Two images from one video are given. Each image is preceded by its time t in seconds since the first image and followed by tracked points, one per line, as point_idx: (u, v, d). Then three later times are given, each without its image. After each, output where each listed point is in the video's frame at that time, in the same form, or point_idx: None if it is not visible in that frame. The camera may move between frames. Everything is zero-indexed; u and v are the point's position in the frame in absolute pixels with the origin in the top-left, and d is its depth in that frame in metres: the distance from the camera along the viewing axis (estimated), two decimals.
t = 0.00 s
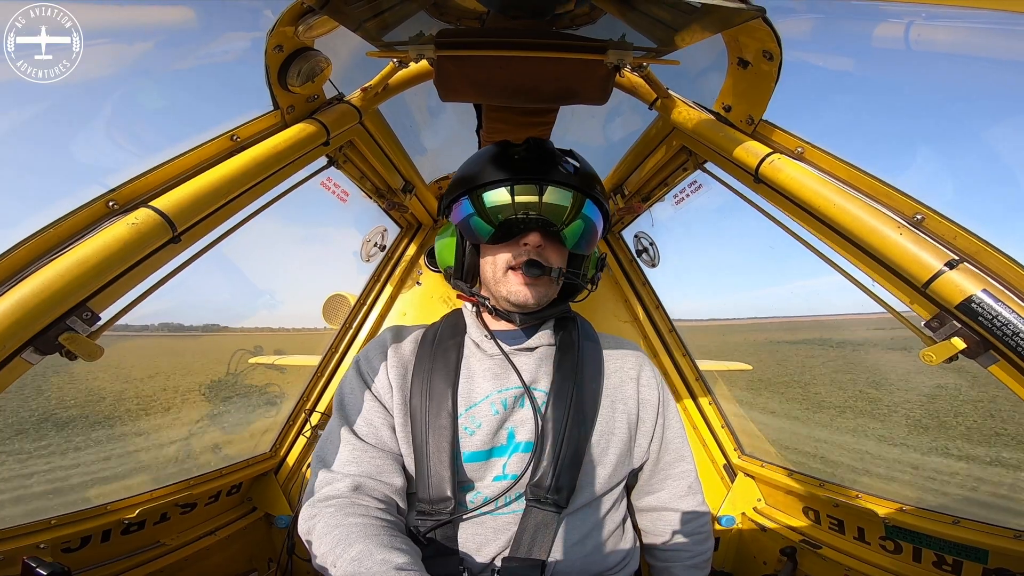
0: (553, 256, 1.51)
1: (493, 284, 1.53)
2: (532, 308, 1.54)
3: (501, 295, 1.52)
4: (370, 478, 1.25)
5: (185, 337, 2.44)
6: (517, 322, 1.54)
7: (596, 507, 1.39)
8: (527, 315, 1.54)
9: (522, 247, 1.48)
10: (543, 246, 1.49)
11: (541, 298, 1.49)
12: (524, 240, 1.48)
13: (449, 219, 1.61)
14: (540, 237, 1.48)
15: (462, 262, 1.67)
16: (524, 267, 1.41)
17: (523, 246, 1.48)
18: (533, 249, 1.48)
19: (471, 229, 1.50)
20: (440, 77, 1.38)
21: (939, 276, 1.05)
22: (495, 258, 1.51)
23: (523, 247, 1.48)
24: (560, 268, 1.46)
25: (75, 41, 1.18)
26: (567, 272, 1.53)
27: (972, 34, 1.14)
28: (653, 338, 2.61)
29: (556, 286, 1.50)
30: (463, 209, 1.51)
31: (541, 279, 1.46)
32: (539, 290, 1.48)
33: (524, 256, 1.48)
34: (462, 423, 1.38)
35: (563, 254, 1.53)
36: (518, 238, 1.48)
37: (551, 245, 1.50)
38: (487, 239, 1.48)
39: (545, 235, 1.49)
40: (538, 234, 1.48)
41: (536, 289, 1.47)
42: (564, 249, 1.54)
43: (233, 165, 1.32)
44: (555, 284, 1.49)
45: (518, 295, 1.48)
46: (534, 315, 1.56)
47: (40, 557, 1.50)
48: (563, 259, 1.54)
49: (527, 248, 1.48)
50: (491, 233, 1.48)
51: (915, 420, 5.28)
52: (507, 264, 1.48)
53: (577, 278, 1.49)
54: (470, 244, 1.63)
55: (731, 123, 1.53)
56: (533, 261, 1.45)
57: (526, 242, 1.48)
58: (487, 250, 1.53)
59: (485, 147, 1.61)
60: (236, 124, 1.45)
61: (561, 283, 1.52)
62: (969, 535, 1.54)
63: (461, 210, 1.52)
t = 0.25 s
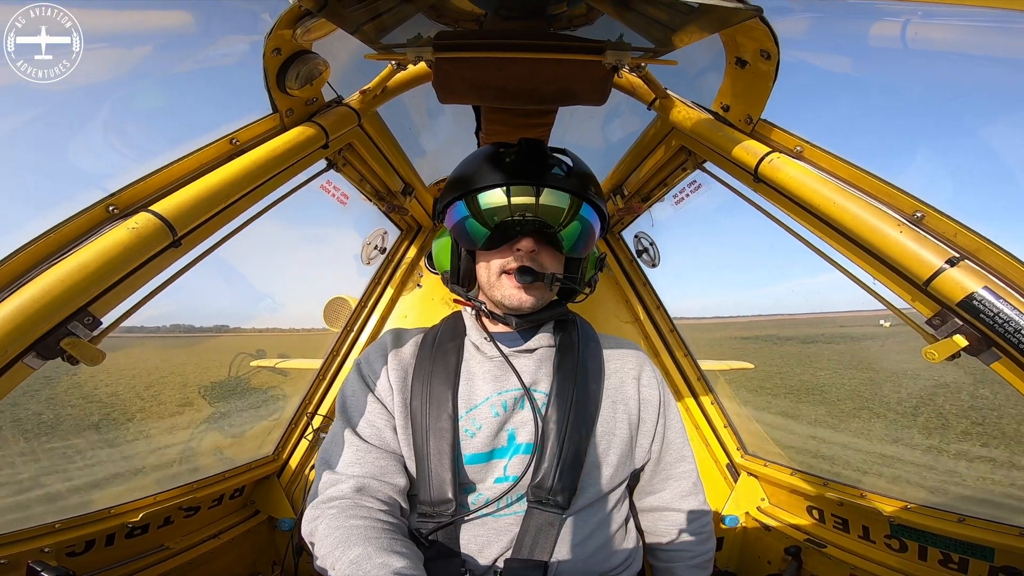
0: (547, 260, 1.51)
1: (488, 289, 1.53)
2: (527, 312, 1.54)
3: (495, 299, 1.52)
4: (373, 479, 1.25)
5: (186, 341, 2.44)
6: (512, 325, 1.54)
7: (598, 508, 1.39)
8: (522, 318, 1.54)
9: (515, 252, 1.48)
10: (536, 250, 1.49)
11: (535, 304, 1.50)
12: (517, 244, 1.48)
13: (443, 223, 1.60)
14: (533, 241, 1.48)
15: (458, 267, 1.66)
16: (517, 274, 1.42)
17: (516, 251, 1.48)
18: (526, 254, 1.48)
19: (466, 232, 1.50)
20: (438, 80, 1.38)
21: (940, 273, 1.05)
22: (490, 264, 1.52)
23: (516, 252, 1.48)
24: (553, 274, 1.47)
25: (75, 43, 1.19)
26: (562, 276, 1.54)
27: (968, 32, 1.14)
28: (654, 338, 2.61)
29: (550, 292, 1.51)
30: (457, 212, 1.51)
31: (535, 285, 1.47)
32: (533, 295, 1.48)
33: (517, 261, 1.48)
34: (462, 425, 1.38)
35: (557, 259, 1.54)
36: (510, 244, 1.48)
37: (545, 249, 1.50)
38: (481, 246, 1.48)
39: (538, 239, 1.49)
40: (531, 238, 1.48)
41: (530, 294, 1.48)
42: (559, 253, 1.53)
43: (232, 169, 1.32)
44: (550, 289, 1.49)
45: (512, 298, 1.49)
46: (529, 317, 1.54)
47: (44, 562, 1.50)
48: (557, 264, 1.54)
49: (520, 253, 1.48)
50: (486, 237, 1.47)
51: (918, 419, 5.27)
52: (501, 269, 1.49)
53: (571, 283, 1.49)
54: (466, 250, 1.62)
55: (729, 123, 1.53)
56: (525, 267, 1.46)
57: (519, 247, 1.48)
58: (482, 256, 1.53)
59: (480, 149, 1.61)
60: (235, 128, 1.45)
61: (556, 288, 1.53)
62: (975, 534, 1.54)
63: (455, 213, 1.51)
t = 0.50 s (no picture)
0: (533, 256, 1.49)
1: (477, 288, 1.52)
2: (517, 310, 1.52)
3: (484, 298, 1.51)
4: (374, 479, 1.25)
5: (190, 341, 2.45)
6: (505, 323, 1.52)
7: (599, 504, 1.39)
8: (513, 317, 1.52)
9: (499, 250, 1.47)
10: (522, 246, 1.47)
11: (524, 302, 1.47)
12: (502, 242, 1.46)
13: (431, 224, 1.61)
14: (518, 238, 1.46)
15: (447, 268, 1.66)
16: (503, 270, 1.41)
17: (501, 249, 1.47)
18: (511, 252, 1.46)
19: (453, 231, 1.50)
20: (437, 78, 1.38)
21: (942, 269, 1.04)
22: (477, 263, 1.51)
23: (501, 251, 1.47)
24: (539, 269, 1.44)
25: (75, 42, 1.19)
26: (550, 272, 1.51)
27: (968, 28, 1.14)
28: (656, 335, 2.61)
29: (538, 288, 1.48)
30: (444, 210, 1.52)
31: (521, 282, 1.44)
32: (521, 293, 1.46)
33: (503, 259, 1.46)
34: (460, 423, 1.38)
35: (544, 254, 1.51)
36: (495, 242, 1.47)
37: (531, 245, 1.49)
38: (468, 244, 1.49)
39: (523, 235, 1.48)
40: (516, 235, 1.47)
41: (518, 292, 1.45)
42: (547, 249, 1.52)
43: (232, 169, 1.32)
44: (538, 285, 1.47)
45: (501, 298, 1.46)
46: (520, 315, 1.52)
47: (51, 562, 1.50)
48: (544, 259, 1.52)
49: (504, 251, 1.46)
50: (472, 236, 1.48)
51: (923, 415, 5.26)
52: (488, 267, 1.48)
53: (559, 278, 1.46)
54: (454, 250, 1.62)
55: (729, 119, 1.52)
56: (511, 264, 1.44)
57: (504, 245, 1.46)
58: (469, 256, 1.52)
59: (467, 146, 1.61)
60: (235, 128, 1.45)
61: (544, 284, 1.50)
62: (979, 530, 1.53)
63: (442, 211, 1.52)
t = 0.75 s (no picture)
0: (525, 249, 1.50)
1: (472, 282, 1.52)
2: (511, 302, 1.53)
3: (479, 291, 1.51)
4: (375, 477, 1.25)
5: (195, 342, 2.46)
6: (500, 316, 1.50)
7: (601, 499, 1.39)
8: (509, 308, 1.50)
9: (491, 244, 1.47)
10: (513, 239, 1.48)
11: (517, 293, 1.48)
12: (493, 237, 1.47)
13: (424, 222, 1.62)
14: (509, 231, 1.47)
15: (442, 265, 1.65)
16: (495, 262, 1.41)
17: (493, 243, 1.47)
18: (502, 245, 1.47)
19: (446, 227, 1.51)
20: (437, 76, 1.37)
21: (945, 263, 1.04)
22: (469, 258, 1.51)
23: (493, 245, 1.47)
24: (531, 260, 1.45)
25: (75, 42, 1.19)
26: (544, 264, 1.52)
27: (969, 23, 1.13)
28: (659, 331, 2.60)
29: (531, 279, 1.49)
30: (436, 207, 1.51)
31: (514, 274, 1.45)
32: (514, 283, 1.47)
33: (496, 252, 1.47)
34: (460, 420, 1.39)
35: (537, 246, 1.52)
36: (487, 236, 1.47)
37: (523, 238, 1.49)
38: (462, 240, 1.49)
39: (516, 229, 1.48)
40: (508, 229, 1.47)
41: (511, 284, 1.46)
42: (540, 242, 1.52)
43: (233, 169, 1.32)
44: (531, 276, 1.47)
45: (495, 288, 1.47)
46: (516, 306, 1.50)
47: (60, 563, 1.52)
48: (537, 251, 1.52)
49: (496, 245, 1.47)
50: (465, 232, 1.48)
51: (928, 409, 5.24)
52: (481, 261, 1.48)
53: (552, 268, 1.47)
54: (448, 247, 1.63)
55: (731, 115, 1.51)
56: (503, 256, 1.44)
57: (495, 239, 1.47)
58: (463, 251, 1.53)
59: (458, 143, 1.62)
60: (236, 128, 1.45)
61: (537, 275, 1.50)
62: (985, 526, 1.53)
63: (435, 207, 1.52)
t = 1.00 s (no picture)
0: (525, 247, 1.49)
1: (473, 281, 1.52)
2: (512, 301, 1.53)
3: (480, 290, 1.51)
4: (380, 480, 1.25)
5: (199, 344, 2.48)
6: (500, 315, 1.50)
7: (607, 497, 1.39)
8: (509, 308, 1.50)
9: (491, 242, 1.47)
10: (513, 238, 1.48)
11: (517, 292, 1.48)
12: (493, 235, 1.46)
13: (425, 222, 1.62)
14: (509, 230, 1.46)
15: (443, 265, 1.65)
16: (495, 261, 1.41)
17: (493, 242, 1.47)
18: (502, 244, 1.46)
19: (447, 227, 1.51)
20: (438, 76, 1.37)
21: (950, 259, 1.03)
22: (470, 257, 1.51)
23: (493, 243, 1.47)
24: (531, 258, 1.45)
25: (75, 41, 1.19)
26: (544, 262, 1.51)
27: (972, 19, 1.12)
28: (664, 330, 2.59)
29: (531, 278, 1.48)
30: (437, 206, 1.52)
31: (514, 272, 1.45)
32: (514, 282, 1.47)
33: (496, 251, 1.47)
34: (464, 420, 1.39)
35: (537, 245, 1.51)
36: (487, 235, 1.48)
37: (524, 237, 1.49)
38: (463, 240, 1.49)
39: (517, 228, 1.48)
40: (508, 227, 1.47)
41: (511, 283, 1.46)
42: (541, 241, 1.52)
43: (236, 171, 1.33)
44: (531, 275, 1.47)
45: (496, 288, 1.47)
46: (516, 307, 1.50)
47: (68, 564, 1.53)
48: (537, 250, 1.52)
49: (496, 244, 1.47)
50: (466, 232, 1.48)
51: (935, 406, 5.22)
52: (481, 260, 1.48)
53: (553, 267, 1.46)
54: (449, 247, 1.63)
55: (732, 114, 1.50)
56: (503, 255, 1.44)
57: (495, 237, 1.47)
58: (464, 250, 1.53)
59: (459, 144, 1.62)
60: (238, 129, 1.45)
61: (537, 274, 1.50)
62: (994, 524, 1.52)
63: (436, 207, 1.52)
